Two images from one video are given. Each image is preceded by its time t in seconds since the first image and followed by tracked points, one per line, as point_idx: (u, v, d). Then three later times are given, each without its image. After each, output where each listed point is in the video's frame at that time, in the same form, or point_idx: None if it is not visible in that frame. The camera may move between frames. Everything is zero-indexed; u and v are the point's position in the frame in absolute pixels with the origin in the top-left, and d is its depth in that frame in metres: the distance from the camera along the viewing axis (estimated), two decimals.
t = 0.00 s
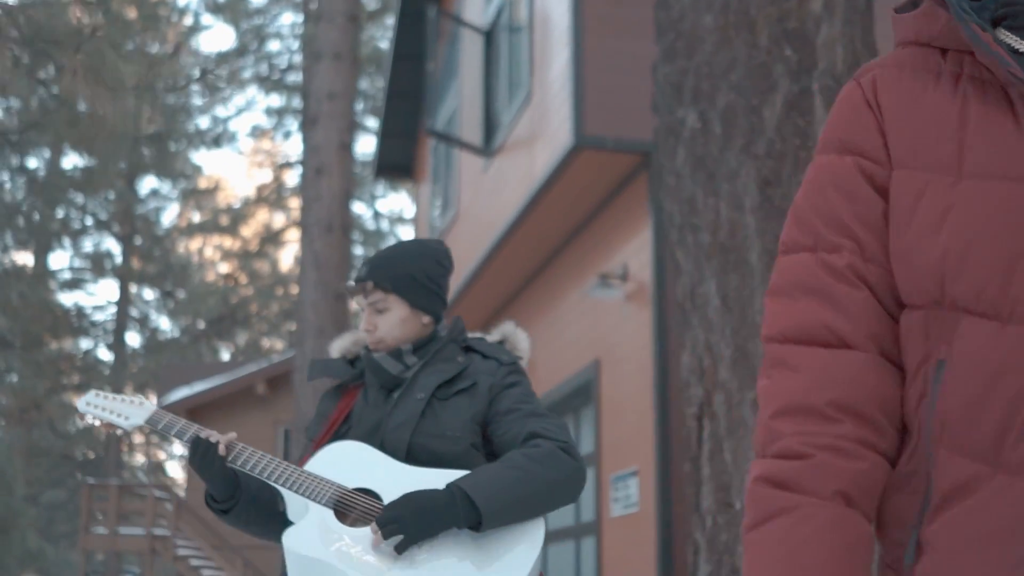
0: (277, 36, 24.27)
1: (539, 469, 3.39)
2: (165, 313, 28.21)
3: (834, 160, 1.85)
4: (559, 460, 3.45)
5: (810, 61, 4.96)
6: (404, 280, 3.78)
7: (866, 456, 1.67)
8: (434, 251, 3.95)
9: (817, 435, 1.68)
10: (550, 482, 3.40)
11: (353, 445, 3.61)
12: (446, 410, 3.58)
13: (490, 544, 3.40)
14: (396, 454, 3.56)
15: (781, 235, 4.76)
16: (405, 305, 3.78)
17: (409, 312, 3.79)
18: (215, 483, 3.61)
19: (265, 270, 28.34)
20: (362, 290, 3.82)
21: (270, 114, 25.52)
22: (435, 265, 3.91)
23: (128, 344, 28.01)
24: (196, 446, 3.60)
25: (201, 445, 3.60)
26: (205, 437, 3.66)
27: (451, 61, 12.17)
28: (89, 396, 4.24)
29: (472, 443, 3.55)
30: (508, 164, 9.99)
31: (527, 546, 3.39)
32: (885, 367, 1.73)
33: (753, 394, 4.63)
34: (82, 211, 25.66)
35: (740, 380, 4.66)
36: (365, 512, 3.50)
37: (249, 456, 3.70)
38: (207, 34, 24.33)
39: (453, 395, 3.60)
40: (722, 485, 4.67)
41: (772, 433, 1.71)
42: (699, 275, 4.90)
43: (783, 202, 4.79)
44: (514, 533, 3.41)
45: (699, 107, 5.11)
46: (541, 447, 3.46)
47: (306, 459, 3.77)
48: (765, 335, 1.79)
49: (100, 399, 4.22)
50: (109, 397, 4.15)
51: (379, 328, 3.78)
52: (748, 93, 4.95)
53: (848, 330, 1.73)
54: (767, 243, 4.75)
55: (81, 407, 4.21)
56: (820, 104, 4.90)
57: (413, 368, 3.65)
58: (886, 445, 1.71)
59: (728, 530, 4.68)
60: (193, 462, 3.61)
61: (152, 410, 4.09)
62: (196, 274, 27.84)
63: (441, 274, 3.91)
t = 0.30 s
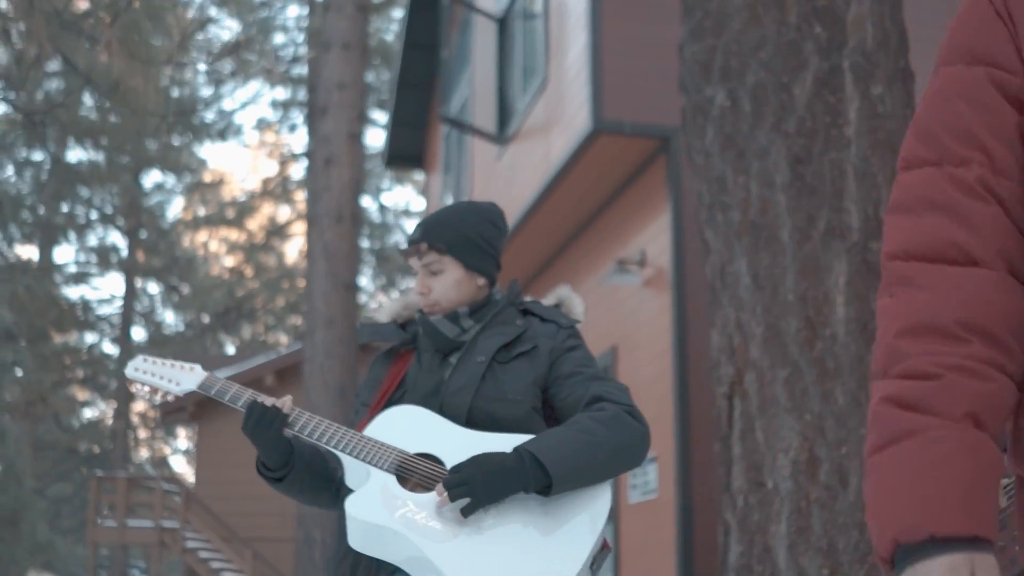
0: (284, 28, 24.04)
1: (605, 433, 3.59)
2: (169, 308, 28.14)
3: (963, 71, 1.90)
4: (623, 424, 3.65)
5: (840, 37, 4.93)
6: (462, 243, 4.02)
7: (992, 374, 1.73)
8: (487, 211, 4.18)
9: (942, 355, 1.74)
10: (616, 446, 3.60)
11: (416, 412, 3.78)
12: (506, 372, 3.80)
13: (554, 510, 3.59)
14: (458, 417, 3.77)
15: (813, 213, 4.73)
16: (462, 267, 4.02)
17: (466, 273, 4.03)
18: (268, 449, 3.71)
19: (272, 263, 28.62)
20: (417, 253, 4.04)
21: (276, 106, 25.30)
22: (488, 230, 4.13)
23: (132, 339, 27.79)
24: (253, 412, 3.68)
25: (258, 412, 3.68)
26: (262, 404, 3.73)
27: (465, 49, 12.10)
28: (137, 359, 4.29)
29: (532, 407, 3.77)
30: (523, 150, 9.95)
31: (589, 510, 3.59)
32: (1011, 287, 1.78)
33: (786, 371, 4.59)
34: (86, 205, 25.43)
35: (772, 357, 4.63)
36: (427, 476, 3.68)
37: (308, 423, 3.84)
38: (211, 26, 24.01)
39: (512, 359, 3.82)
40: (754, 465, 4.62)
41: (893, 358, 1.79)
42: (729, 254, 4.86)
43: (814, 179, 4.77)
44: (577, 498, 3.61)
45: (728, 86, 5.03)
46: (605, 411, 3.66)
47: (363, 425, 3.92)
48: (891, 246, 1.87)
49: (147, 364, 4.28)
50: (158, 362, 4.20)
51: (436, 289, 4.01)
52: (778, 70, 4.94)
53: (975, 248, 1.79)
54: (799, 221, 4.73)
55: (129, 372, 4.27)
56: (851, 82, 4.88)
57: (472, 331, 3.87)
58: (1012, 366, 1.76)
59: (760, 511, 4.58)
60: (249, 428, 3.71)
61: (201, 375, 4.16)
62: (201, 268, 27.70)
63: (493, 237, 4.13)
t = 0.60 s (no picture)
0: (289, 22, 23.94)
1: (649, 396, 3.03)
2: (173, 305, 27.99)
3: None
4: (670, 387, 3.09)
5: (863, 10, 4.85)
6: (487, 193, 3.43)
7: None
8: (513, 160, 3.58)
9: None
10: (663, 410, 3.04)
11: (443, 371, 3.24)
12: (541, 332, 3.25)
13: (593, 477, 3.05)
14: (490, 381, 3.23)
15: (837, 188, 4.64)
16: (488, 219, 3.42)
17: (492, 227, 3.44)
18: (289, 415, 3.23)
19: (276, 259, 28.50)
20: (440, 204, 3.46)
21: (281, 101, 25.18)
22: (518, 182, 3.55)
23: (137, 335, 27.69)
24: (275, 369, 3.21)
25: (280, 371, 3.20)
26: (285, 364, 3.25)
27: (473, 38, 12.02)
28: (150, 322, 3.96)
29: (568, 368, 3.23)
30: (533, 138, 9.86)
31: (632, 482, 3.04)
32: None
33: (811, 350, 4.50)
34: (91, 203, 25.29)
35: (797, 335, 4.53)
36: (460, 442, 3.15)
37: (331, 384, 3.36)
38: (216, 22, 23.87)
39: (549, 316, 3.27)
40: (778, 446, 4.53)
41: (1000, 238, 1.23)
42: (751, 231, 4.78)
43: (838, 154, 4.68)
44: (619, 466, 3.06)
45: (748, 61, 4.94)
46: (649, 371, 3.10)
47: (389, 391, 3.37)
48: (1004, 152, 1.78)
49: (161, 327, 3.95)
50: (172, 323, 3.82)
51: (460, 245, 3.42)
52: (800, 45, 4.84)
53: None
54: (823, 196, 4.64)
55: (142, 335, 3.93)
56: (873, 56, 4.80)
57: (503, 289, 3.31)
58: None
59: (785, 493, 4.49)
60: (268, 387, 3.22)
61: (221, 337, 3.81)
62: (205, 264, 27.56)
63: (524, 190, 3.55)
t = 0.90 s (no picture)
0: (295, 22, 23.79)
1: (687, 364, 2.85)
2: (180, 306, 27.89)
3: None
4: (709, 356, 2.90)
5: None
6: (508, 148, 3.24)
7: None
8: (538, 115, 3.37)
9: None
10: (701, 378, 2.85)
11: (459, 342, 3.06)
12: (568, 298, 3.07)
13: (628, 455, 2.86)
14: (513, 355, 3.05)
15: (860, 170, 4.51)
16: (508, 177, 3.23)
17: (511, 184, 3.24)
18: (269, 377, 3.15)
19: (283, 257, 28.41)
20: (455, 158, 3.26)
21: (288, 102, 25.01)
22: (541, 134, 3.34)
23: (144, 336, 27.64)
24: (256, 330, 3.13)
25: (259, 334, 3.12)
26: (262, 326, 3.17)
27: (481, 31, 11.92)
28: (150, 288, 3.86)
29: (599, 339, 3.04)
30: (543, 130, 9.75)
31: (671, 458, 2.84)
32: None
33: (835, 336, 4.40)
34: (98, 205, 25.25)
35: (820, 321, 4.44)
36: (479, 417, 2.96)
37: (326, 349, 3.23)
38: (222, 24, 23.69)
39: (577, 285, 3.08)
40: (802, 436, 4.43)
41: None
42: (772, 216, 4.70)
43: (862, 136, 4.54)
44: (657, 442, 2.87)
45: (768, 43, 4.83)
46: (686, 340, 2.91)
47: (403, 362, 3.19)
48: None
49: (160, 293, 3.85)
50: (173, 291, 3.79)
51: (476, 203, 3.23)
52: (821, 25, 4.71)
53: None
54: (846, 179, 4.51)
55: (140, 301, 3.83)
56: (897, 36, 4.66)
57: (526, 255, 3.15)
58: None
59: (810, 483, 4.39)
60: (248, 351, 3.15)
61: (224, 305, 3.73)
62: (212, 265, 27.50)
63: (547, 144, 3.35)
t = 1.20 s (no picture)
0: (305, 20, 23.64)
1: (729, 329, 2.78)
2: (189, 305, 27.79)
3: None
4: (749, 321, 2.84)
5: None
6: (533, 98, 3.29)
7: None
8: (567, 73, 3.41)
9: None
10: (745, 343, 2.80)
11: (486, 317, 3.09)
12: (594, 265, 3.07)
13: (665, 426, 2.84)
14: (541, 328, 3.05)
15: (887, 155, 4.40)
16: (531, 124, 3.27)
17: (535, 133, 3.28)
18: (281, 369, 3.16)
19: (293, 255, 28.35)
20: (477, 103, 3.30)
21: (298, 100, 24.87)
22: (569, 89, 3.38)
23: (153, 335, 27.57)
24: (266, 319, 3.14)
25: (270, 320, 3.13)
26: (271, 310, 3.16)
27: (494, 25, 11.83)
28: (147, 274, 3.79)
29: (630, 308, 3.02)
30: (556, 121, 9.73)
31: (706, 440, 2.79)
32: None
33: (863, 325, 4.30)
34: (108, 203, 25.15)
35: (847, 309, 4.34)
36: (507, 398, 2.99)
37: (341, 335, 3.26)
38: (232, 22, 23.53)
39: (604, 248, 3.09)
40: (829, 427, 4.37)
41: None
42: (797, 203, 4.61)
43: (889, 121, 4.43)
44: (695, 411, 2.83)
45: (792, 26, 4.73)
46: (723, 304, 2.86)
47: (423, 341, 3.21)
48: None
49: (159, 278, 3.77)
50: (175, 278, 3.72)
51: (494, 149, 3.27)
52: (846, 7, 4.59)
53: None
54: (873, 164, 4.41)
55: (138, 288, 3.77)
56: (924, 19, 4.54)
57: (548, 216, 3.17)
58: None
59: (836, 476, 4.32)
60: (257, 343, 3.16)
61: (227, 291, 3.66)
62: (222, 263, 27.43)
63: (575, 100, 3.39)
